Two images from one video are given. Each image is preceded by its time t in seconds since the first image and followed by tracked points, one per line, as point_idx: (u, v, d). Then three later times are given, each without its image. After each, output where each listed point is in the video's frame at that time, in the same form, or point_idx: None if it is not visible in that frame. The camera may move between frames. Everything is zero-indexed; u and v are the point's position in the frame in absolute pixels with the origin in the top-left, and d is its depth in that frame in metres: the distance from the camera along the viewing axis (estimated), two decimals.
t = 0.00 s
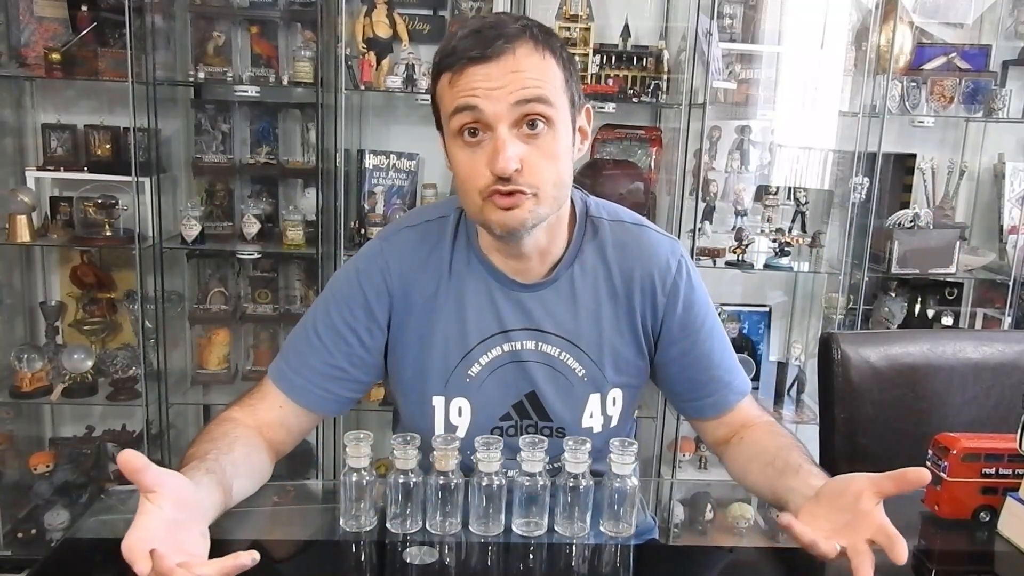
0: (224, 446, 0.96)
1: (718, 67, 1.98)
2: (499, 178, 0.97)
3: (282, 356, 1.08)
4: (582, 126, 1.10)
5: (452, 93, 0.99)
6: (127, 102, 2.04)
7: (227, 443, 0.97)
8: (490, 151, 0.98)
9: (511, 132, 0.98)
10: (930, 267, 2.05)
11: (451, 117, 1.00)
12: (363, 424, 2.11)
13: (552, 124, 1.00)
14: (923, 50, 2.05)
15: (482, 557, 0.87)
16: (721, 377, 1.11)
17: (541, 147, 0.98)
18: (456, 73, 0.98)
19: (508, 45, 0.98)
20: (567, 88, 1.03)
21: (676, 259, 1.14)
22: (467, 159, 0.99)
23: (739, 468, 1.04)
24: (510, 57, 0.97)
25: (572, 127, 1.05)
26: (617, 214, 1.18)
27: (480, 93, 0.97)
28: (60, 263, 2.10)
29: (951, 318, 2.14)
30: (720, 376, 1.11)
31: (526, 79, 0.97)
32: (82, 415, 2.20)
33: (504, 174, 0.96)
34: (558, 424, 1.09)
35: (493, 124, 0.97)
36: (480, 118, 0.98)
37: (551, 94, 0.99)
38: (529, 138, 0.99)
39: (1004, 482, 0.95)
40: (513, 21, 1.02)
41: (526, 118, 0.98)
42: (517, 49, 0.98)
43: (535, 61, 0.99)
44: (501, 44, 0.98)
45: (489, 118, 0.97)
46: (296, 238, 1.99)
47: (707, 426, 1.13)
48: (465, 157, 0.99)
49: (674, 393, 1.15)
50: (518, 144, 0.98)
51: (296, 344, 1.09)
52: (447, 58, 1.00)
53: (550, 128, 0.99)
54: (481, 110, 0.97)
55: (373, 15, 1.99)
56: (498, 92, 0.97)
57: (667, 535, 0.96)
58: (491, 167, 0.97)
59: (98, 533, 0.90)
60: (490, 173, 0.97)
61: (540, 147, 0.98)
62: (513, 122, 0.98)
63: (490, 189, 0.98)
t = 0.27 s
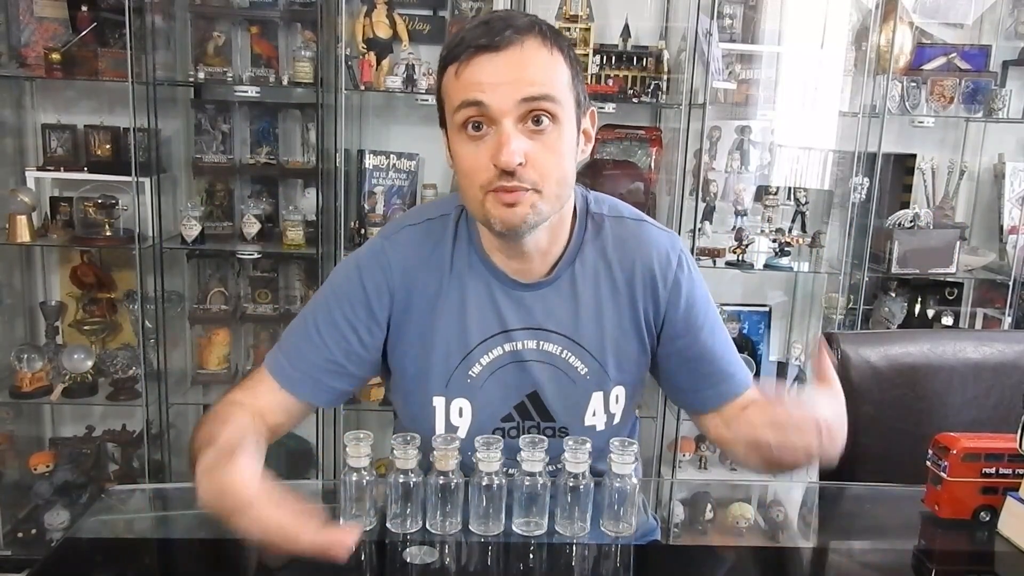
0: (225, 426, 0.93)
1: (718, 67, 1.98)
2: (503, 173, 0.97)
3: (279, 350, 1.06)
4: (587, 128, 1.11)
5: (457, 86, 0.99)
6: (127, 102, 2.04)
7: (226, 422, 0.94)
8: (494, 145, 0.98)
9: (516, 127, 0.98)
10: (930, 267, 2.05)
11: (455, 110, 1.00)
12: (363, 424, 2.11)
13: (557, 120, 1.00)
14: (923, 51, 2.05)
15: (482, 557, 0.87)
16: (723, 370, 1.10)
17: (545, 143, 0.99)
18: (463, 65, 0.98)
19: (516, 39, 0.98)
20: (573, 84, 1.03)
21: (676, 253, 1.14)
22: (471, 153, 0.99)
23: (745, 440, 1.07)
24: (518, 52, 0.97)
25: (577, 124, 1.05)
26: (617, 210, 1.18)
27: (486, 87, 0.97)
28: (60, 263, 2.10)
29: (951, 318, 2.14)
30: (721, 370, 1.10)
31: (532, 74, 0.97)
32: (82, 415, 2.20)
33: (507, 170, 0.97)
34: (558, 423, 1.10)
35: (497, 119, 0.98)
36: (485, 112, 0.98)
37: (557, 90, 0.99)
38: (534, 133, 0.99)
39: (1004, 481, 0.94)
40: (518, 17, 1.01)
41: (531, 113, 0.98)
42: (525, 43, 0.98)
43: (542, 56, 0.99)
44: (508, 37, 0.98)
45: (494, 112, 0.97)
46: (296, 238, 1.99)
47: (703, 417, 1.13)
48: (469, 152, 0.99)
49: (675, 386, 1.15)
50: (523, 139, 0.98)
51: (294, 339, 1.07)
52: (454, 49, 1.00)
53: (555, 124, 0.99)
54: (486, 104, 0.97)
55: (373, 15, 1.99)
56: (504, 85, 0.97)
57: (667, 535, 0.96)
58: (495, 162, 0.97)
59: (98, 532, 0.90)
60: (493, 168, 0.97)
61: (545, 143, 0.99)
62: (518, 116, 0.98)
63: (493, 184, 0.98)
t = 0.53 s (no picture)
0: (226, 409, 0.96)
1: (718, 67, 1.98)
2: (497, 148, 0.96)
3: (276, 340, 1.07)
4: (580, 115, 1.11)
5: (452, 68, 1.00)
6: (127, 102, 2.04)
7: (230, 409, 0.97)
8: (489, 122, 0.97)
9: (510, 105, 0.98)
10: (930, 267, 2.06)
11: (451, 91, 1.00)
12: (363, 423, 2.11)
13: (551, 100, 1.00)
14: (923, 51, 2.05)
15: (481, 557, 0.87)
16: (721, 346, 1.10)
17: (539, 120, 0.98)
18: (457, 48, 0.99)
19: (508, 20, 0.99)
20: (566, 67, 1.03)
21: (668, 228, 1.15)
22: (466, 132, 0.99)
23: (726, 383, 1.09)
24: (510, 32, 0.98)
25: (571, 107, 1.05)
26: (608, 191, 1.19)
27: (480, 65, 0.97)
28: (60, 263, 2.10)
29: (951, 318, 2.14)
30: (721, 345, 1.10)
31: (525, 54, 0.98)
32: (82, 415, 2.20)
33: (502, 145, 0.96)
34: (560, 406, 1.09)
35: (491, 97, 0.98)
36: (480, 91, 0.98)
37: (550, 69, 0.99)
38: (528, 112, 0.98)
39: (1004, 482, 0.94)
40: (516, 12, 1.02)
41: (525, 91, 0.98)
42: (517, 24, 0.99)
43: (534, 37, 0.99)
44: (501, 19, 0.99)
45: (488, 90, 0.98)
46: (296, 238, 1.99)
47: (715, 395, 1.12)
48: (465, 131, 0.99)
49: (678, 368, 1.14)
50: (518, 116, 0.97)
51: (291, 330, 1.07)
52: (448, 35, 1.01)
53: (549, 103, 0.99)
54: (480, 82, 0.97)
55: (373, 15, 1.99)
56: (498, 64, 0.97)
57: (668, 535, 0.95)
58: (490, 138, 0.96)
59: (98, 532, 0.89)
60: (488, 144, 0.97)
61: (539, 119, 0.98)
62: (511, 96, 0.98)
63: (487, 160, 0.97)
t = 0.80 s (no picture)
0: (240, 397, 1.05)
1: (718, 67, 1.98)
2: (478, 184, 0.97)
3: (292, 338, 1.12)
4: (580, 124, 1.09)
5: (441, 93, 0.97)
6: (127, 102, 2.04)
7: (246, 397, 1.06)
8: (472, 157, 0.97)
9: (494, 137, 0.96)
10: (930, 267, 2.06)
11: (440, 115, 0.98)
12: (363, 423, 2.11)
13: (539, 130, 0.98)
14: (923, 50, 2.05)
15: (481, 557, 0.87)
16: (705, 359, 1.12)
17: (524, 154, 0.97)
18: (445, 75, 0.96)
19: (498, 51, 0.95)
20: (558, 92, 1.00)
21: (669, 242, 1.14)
22: (452, 159, 0.99)
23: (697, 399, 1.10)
24: (499, 64, 0.95)
25: (564, 129, 1.03)
26: (615, 200, 1.17)
27: (465, 99, 0.95)
28: (60, 263, 2.10)
29: (951, 318, 2.14)
30: (705, 359, 1.12)
31: (514, 86, 0.95)
32: (81, 415, 2.20)
33: (482, 181, 0.96)
34: (555, 404, 1.09)
35: (475, 130, 0.96)
36: (464, 123, 0.96)
37: (538, 102, 0.97)
38: (513, 143, 0.97)
39: (1004, 482, 0.94)
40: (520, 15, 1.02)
41: (510, 125, 0.96)
42: (507, 55, 0.95)
43: (524, 69, 0.96)
44: (495, 45, 0.96)
45: (472, 123, 0.95)
46: (296, 238, 1.99)
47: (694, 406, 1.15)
48: (451, 158, 0.99)
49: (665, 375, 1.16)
50: (500, 150, 0.96)
51: (300, 327, 1.12)
52: (440, 54, 0.97)
53: (535, 136, 0.97)
54: (465, 116, 0.95)
55: (373, 15, 1.99)
56: (483, 98, 0.95)
57: (667, 535, 0.95)
58: (470, 173, 0.96)
59: (98, 532, 0.89)
60: (469, 178, 0.97)
61: (523, 154, 0.97)
62: (497, 128, 0.96)
63: (470, 192, 0.98)
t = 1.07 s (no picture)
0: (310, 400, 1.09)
1: (718, 67, 1.98)
2: (480, 203, 0.99)
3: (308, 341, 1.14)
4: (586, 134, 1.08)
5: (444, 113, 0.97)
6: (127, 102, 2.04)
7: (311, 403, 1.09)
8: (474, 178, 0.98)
9: (494, 161, 0.97)
10: (930, 267, 2.06)
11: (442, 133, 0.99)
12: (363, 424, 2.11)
13: (540, 153, 0.98)
14: (922, 51, 2.05)
15: (482, 557, 0.87)
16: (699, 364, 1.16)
17: (524, 176, 0.98)
18: (447, 99, 0.96)
19: (497, 79, 0.95)
20: (559, 112, 1.00)
21: (670, 248, 1.18)
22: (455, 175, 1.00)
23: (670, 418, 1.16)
24: (499, 93, 0.95)
25: (566, 145, 1.03)
26: (620, 205, 1.20)
27: (465, 126, 0.95)
28: (60, 263, 2.10)
29: (951, 318, 2.14)
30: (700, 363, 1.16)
31: (514, 111, 0.95)
32: (81, 415, 2.20)
33: (483, 201, 0.98)
34: (560, 401, 1.09)
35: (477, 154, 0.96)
36: (466, 148, 0.97)
37: (537, 129, 0.97)
38: (513, 166, 0.97)
39: (1004, 482, 0.94)
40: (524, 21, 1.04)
41: (510, 150, 0.96)
42: (507, 82, 0.95)
43: (523, 97, 0.96)
44: (496, 68, 0.95)
45: (473, 149, 0.96)
46: (296, 238, 1.99)
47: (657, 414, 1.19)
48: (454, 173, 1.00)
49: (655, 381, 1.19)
50: (502, 172, 0.97)
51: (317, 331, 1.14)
52: (444, 74, 0.97)
53: (536, 159, 0.98)
54: (465, 142, 0.96)
55: (373, 15, 1.99)
56: (482, 126, 0.95)
57: (667, 535, 0.95)
58: (473, 193, 0.98)
59: (98, 533, 0.89)
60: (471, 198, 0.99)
61: (523, 176, 0.98)
62: (498, 151, 0.96)
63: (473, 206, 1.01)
